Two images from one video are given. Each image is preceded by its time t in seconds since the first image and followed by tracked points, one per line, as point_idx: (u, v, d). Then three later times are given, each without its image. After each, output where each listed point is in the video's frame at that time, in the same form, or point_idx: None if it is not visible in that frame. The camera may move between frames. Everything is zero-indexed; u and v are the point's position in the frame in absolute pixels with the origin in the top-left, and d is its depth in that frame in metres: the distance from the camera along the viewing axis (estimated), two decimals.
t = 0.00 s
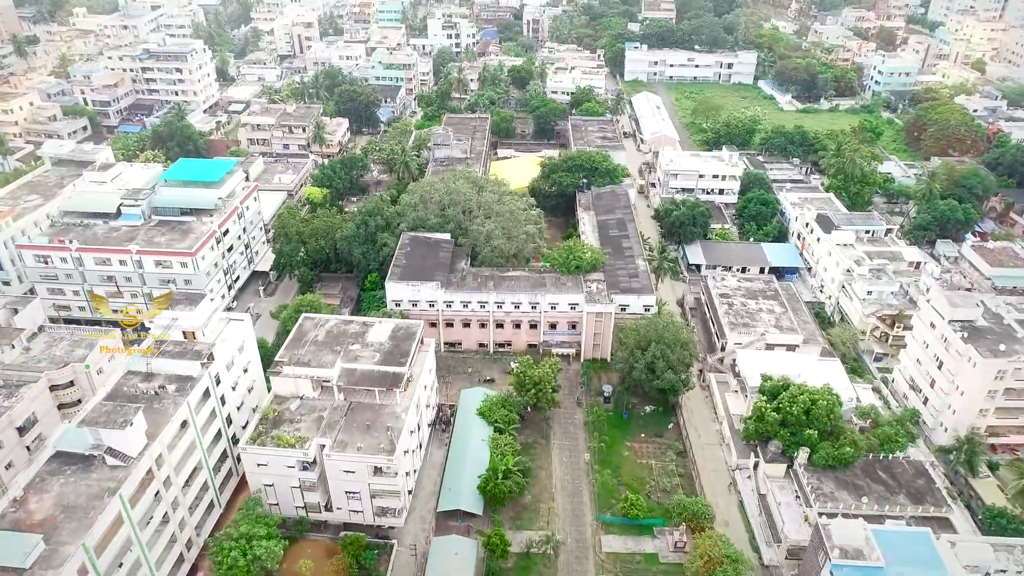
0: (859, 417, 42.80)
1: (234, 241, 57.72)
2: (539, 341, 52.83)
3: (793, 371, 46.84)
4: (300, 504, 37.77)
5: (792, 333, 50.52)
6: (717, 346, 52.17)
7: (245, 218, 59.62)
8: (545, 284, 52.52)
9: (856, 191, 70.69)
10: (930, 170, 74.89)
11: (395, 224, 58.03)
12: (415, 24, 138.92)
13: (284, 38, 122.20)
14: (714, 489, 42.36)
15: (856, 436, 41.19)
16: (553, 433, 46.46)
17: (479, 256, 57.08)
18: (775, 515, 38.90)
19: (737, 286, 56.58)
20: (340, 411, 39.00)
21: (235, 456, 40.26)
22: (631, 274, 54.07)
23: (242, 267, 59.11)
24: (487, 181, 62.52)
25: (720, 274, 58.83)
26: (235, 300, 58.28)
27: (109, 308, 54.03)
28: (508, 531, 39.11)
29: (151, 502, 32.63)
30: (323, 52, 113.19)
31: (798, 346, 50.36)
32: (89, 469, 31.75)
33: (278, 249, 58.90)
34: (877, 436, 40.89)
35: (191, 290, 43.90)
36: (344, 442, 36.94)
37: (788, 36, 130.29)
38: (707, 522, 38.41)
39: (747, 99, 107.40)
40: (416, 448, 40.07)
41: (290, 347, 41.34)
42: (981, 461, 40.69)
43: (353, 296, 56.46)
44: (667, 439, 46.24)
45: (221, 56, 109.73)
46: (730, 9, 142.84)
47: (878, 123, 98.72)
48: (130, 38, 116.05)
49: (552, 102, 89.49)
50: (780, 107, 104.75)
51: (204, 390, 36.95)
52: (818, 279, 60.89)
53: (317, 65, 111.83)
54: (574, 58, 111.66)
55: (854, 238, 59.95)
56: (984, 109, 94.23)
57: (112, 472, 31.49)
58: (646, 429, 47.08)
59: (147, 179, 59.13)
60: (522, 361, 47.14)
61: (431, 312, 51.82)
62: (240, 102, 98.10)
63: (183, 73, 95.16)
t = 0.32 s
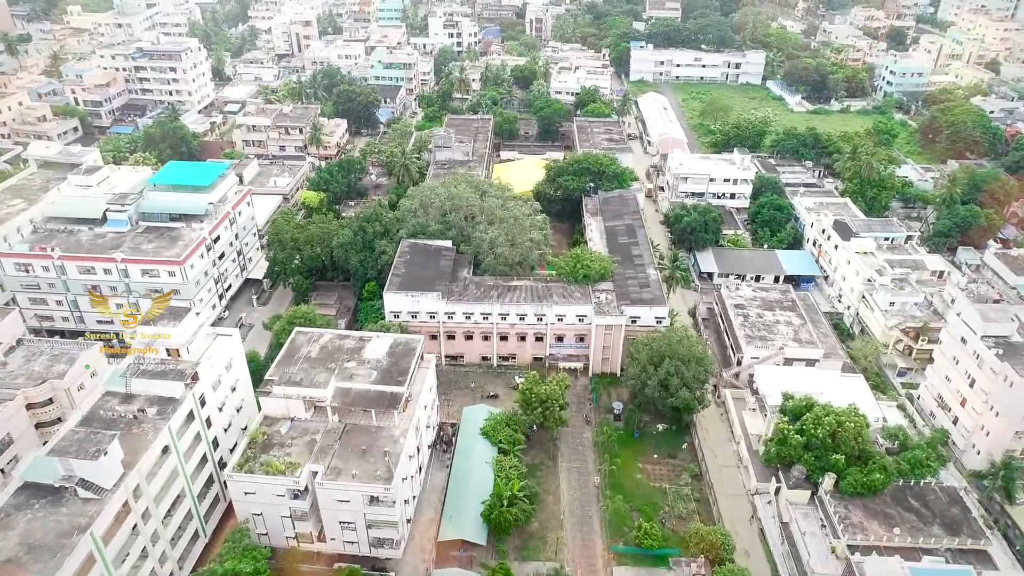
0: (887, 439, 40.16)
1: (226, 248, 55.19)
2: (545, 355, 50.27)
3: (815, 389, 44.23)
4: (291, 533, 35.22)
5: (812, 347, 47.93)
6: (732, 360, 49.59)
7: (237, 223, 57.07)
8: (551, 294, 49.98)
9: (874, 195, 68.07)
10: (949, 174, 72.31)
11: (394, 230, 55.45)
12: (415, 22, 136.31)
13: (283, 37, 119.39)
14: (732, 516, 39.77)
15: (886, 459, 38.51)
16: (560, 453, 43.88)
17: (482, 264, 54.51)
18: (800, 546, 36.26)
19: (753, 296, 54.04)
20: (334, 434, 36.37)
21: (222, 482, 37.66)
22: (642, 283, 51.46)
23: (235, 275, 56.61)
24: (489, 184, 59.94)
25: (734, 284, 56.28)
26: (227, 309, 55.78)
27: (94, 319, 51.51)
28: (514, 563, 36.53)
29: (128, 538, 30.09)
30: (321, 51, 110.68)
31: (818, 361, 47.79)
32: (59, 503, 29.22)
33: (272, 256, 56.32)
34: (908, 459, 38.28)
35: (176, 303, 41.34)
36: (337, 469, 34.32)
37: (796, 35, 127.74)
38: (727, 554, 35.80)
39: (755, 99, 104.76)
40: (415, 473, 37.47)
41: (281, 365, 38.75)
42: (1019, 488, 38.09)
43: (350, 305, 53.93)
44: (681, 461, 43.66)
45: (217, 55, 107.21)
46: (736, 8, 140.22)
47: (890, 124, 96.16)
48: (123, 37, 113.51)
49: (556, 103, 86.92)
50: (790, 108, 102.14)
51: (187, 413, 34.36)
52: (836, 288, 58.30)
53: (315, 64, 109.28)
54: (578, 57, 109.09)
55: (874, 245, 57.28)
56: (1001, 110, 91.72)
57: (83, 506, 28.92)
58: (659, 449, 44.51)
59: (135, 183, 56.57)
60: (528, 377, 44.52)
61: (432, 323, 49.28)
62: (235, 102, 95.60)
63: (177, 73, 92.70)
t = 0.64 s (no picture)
0: (921, 469, 37.11)
1: (212, 257, 52.22)
2: (550, 373, 47.29)
3: (840, 413, 41.24)
4: None
5: (835, 367, 44.96)
6: (749, 380, 46.62)
7: (224, 232, 54.07)
8: (556, 309, 46.94)
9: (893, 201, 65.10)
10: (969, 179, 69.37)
11: (389, 239, 52.40)
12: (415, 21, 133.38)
13: (278, 35, 116.72)
14: (753, 553, 36.71)
15: (921, 493, 35.48)
16: (567, 482, 40.86)
17: (482, 275, 51.54)
18: None
19: (769, 309, 51.10)
20: (321, 467, 33.31)
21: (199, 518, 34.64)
22: (653, 297, 48.46)
23: (222, 286, 53.68)
24: (490, 190, 56.93)
25: (749, 296, 53.35)
26: (213, 322, 52.87)
27: (71, 334, 48.52)
28: None
29: None
30: (317, 51, 107.65)
31: (841, 381, 44.81)
32: (12, 552, 26.29)
33: (261, 266, 53.31)
34: (945, 493, 35.24)
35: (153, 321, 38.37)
36: (324, 507, 31.28)
37: (805, 35, 124.79)
38: None
39: (764, 100, 101.86)
40: (409, 508, 34.47)
41: (264, 389, 35.72)
42: None
43: (344, 319, 51.00)
44: (696, 490, 40.67)
45: (210, 54, 104.20)
46: (742, 6, 137.17)
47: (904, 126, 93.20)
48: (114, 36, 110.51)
49: (559, 104, 83.96)
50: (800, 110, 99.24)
51: (159, 445, 31.36)
52: (856, 301, 55.29)
53: (311, 64, 106.37)
54: (581, 57, 106.05)
55: (896, 255, 54.24)
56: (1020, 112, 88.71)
57: (38, 556, 25.95)
58: (672, 476, 41.54)
59: (116, 190, 53.56)
60: (531, 400, 41.48)
61: (430, 340, 46.33)
62: (228, 103, 92.68)
63: (167, 72, 89.75)
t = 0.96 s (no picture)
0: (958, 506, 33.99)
1: (194, 269, 49.19)
2: (553, 394, 44.25)
3: (868, 442, 38.13)
4: None
5: (859, 389, 41.89)
6: (767, 402, 43.54)
7: (207, 241, 51.02)
8: (560, 326, 43.83)
9: (913, 208, 61.94)
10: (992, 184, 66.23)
11: (382, 250, 49.33)
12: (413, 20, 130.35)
13: (273, 34, 113.84)
14: None
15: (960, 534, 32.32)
16: (572, 516, 37.75)
17: (481, 288, 48.51)
18: None
19: (787, 325, 47.99)
20: (301, 508, 30.18)
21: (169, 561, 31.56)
22: (662, 313, 45.41)
23: (205, 299, 50.65)
24: (490, 197, 53.88)
25: (765, 310, 50.25)
26: (195, 337, 49.90)
27: (42, 351, 45.47)
28: None
29: None
30: (312, 50, 104.57)
31: (866, 405, 41.73)
32: None
33: (246, 278, 50.29)
34: (987, 534, 32.10)
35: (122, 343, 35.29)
36: (303, 553, 28.17)
37: (813, 35, 121.69)
38: None
39: (772, 101, 98.82)
40: (400, 550, 31.38)
41: (241, 420, 32.70)
42: None
43: (334, 335, 47.98)
44: (711, 525, 37.60)
45: (203, 54, 101.24)
46: (749, 4, 134.12)
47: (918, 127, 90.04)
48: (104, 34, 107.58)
49: (562, 105, 80.88)
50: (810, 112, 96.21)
51: (123, 484, 28.33)
52: (877, 316, 52.16)
53: (306, 63, 103.38)
54: (584, 57, 102.96)
55: (921, 267, 51.05)
56: None
57: None
58: (685, 509, 38.47)
59: (92, 198, 50.54)
60: (532, 426, 38.36)
61: (424, 359, 43.29)
62: (220, 104, 89.67)
63: (156, 72, 86.77)
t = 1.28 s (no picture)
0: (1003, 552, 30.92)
1: (172, 283, 45.99)
2: (557, 421, 40.99)
3: (901, 478, 34.77)
4: None
5: (888, 417, 38.63)
6: (788, 431, 40.25)
7: (187, 253, 47.78)
8: (564, 348, 40.56)
9: (936, 216, 58.67)
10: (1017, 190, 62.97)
11: (373, 263, 46.07)
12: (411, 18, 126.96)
13: (267, 33, 110.85)
14: None
15: None
16: (578, 560, 34.44)
17: (479, 304, 45.24)
18: None
19: (808, 344, 44.70)
20: (276, 562, 26.82)
21: None
22: (674, 332, 42.13)
23: (185, 315, 47.47)
24: (489, 205, 50.60)
25: (783, 328, 46.95)
26: (174, 356, 46.69)
27: (6, 373, 42.25)
28: None
29: None
30: (307, 49, 101.32)
31: (897, 434, 38.44)
32: None
33: (227, 292, 46.99)
34: None
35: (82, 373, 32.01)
36: None
37: (822, 33, 118.36)
38: None
39: (782, 103, 95.60)
40: None
41: (211, 460, 29.39)
42: None
43: (322, 354, 44.75)
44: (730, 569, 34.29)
45: (193, 53, 98.01)
46: (756, 2, 130.82)
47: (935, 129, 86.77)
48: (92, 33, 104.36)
49: (565, 107, 77.59)
50: (821, 113, 92.99)
51: (72, 538, 25.10)
52: (903, 332, 48.77)
53: (300, 63, 100.14)
54: (588, 56, 99.66)
55: (951, 281, 47.75)
56: None
57: None
58: (702, 551, 35.16)
59: (63, 208, 47.20)
60: (535, 460, 35.10)
61: (418, 383, 40.07)
62: (209, 105, 86.41)
63: (143, 72, 83.54)
